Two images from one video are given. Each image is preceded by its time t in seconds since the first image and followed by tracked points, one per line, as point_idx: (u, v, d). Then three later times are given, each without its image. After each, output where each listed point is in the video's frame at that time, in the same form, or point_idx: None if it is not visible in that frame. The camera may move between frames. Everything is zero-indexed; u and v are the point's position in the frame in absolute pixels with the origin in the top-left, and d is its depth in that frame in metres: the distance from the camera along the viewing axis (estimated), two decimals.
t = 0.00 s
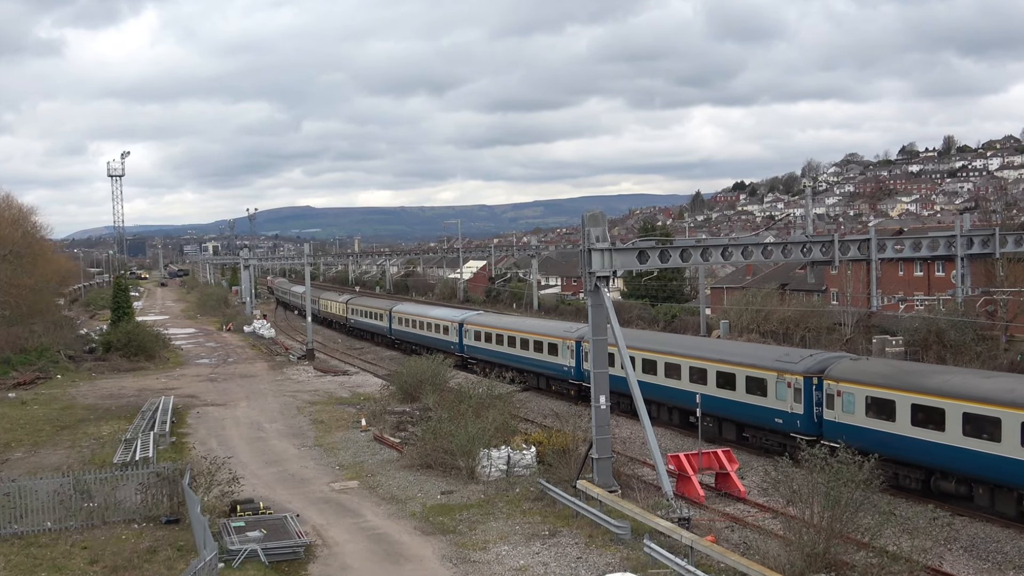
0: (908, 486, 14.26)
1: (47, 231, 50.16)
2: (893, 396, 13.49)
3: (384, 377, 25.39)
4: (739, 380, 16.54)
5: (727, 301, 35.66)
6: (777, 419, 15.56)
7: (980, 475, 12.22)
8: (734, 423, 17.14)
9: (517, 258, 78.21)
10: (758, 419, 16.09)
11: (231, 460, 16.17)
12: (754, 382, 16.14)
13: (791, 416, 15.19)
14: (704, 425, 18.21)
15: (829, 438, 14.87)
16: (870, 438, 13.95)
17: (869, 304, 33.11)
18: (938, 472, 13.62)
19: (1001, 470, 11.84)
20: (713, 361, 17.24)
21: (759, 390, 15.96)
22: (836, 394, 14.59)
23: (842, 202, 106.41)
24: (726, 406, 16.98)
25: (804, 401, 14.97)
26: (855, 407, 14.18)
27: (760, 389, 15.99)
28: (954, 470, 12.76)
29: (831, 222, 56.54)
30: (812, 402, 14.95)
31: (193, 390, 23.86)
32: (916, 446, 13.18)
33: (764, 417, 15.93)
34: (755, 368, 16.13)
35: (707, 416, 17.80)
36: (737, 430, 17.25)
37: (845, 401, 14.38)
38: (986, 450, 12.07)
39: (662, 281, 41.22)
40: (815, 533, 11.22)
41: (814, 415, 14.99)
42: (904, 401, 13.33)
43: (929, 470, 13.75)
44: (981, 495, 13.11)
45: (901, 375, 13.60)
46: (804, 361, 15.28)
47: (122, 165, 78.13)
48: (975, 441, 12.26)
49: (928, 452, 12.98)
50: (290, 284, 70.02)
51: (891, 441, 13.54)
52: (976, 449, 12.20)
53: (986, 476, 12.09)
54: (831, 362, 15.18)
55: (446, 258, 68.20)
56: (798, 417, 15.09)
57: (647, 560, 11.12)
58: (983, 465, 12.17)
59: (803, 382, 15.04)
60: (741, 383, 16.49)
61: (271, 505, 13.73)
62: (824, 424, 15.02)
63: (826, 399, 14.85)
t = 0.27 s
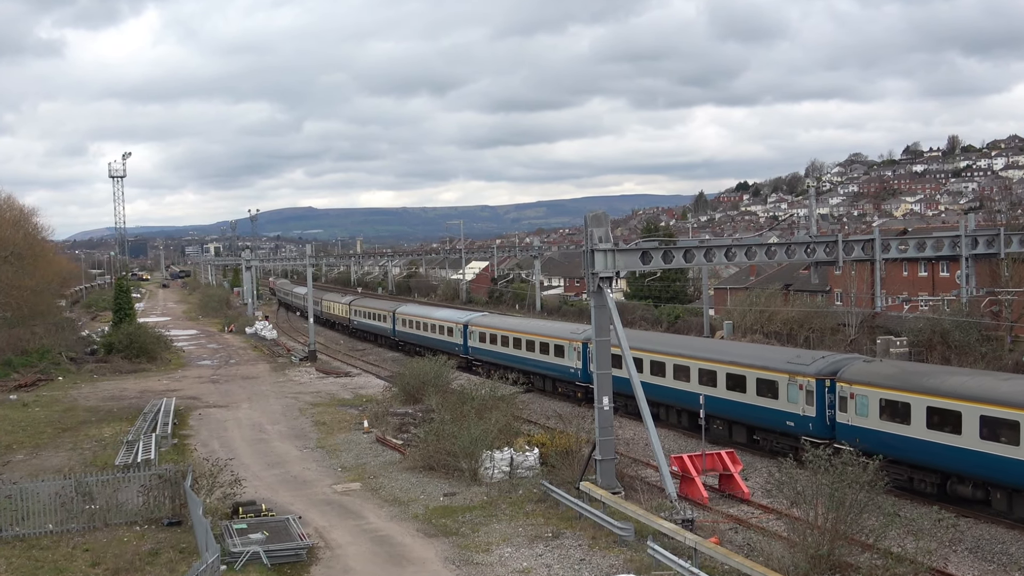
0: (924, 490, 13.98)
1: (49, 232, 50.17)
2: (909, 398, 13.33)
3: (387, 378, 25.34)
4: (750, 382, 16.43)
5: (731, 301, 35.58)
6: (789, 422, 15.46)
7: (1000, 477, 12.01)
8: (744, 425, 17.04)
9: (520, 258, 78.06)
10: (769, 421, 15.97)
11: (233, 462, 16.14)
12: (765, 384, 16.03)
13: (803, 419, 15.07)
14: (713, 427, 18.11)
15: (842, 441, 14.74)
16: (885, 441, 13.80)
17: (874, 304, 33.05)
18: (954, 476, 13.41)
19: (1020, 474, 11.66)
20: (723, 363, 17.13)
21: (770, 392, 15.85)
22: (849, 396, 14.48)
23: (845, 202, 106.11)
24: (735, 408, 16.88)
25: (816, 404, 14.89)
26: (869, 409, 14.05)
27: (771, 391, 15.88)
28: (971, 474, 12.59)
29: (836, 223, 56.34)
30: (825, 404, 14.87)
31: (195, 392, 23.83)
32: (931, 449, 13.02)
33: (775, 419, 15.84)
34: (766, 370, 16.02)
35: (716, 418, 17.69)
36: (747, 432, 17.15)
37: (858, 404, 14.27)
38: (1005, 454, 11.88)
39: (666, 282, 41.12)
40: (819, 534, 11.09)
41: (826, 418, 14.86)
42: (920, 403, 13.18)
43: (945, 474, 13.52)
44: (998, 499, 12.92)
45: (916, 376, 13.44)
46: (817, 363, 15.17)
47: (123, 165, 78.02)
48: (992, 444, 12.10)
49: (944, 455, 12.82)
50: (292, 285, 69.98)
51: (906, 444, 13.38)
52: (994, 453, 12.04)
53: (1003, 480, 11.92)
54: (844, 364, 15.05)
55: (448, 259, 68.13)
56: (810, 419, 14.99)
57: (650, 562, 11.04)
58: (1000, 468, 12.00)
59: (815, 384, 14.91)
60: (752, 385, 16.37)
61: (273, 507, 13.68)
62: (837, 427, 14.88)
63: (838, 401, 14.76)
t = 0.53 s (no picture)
0: (936, 494, 13.91)
1: (50, 233, 50.27)
2: (921, 401, 13.25)
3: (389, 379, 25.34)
4: (758, 384, 16.36)
5: (733, 302, 35.55)
6: (798, 424, 15.37)
7: (1015, 482, 11.87)
8: (753, 428, 16.99)
9: (522, 259, 78.04)
10: (778, 423, 15.91)
11: (235, 462, 16.17)
12: (774, 386, 15.96)
13: (812, 421, 15.00)
14: (721, 430, 18.06)
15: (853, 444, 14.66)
16: (896, 444, 13.70)
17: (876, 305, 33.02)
18: (967, 480, 13.26)
19: None
20: (731, 364, 17.08)
21: (778, 394, 15.79)
22: (859, 398, 14.39)
23: (848, 202, 105.92)
24: (744, 410, 16.81)
25: (826, 406, 14.76)
26: (879, 412, 13.96)
27: (780, 394, 15.81)
28: (984, 477, 12.48)
29: (840, 223, 56.31)
30: (834, 406, 14.72)
31: (197, 392, 23.86)
32: (943, 452, 12.94)
33: (783, 421, 15.78)
34: (775, 372, 15.95)
35: (724, 420, 17.66)
36: (756, 435, 17.10)
37: (869, 406, 14.18)
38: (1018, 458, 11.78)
39: (667, 282, 41.09)
40: (821, 536, 11.06)
41: (836, 420, 14.79)
42: (932, 406, 13.10)
43: (958, 478, 13.39)
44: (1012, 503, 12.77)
45: (928, 379, 13.34)
46: (827, 365, 15.03)
47: (125, 165, 78.04)
48: (1005, 448, 11.99)
49: (956, 458, 12.74)
50: (294, 286, 70.04)
51: (917, 447, 13.31)
52: (1006, 456, 11.94)
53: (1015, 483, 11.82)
54: (855, 365, 14.92)
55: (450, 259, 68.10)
56: (820, 421, 14.90)
57: (652, 564, 10.98)
58: (1013, 472, 11.89)
59: (825, 386, 14.82)
60: (760, 387, 16.32)
61: (275, 507, 13.69)
62: (848, 429, 14.79)
63: (849, 404, 14.66)
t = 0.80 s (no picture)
0: (948, 497, 13.81)
1: (52, 234, 50.34)
2: (933, 403, 13.19)
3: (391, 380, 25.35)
4: (767, 386, 16.33)
5: (735, 302, 35.53)
6: (807, 426, 15.34)
7: None
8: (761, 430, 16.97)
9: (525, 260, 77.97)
10: (786, 425, 15.88)
11: (237, 463, 16.18)
12: (783, 388, 15.93)
13: (822, 423, 14.95)
14: (728, 432, 18.06)
15: (862, 446, 14.60)
16: (908, 446, 13.61)
17: (878, 306, 33.02)
18: (981, 483, 13.13)
19: None
20: (739, 366, 17.07)
21: (787, 396, 15.77)
22: (869, 401, 14.33)
23: (851, 203, 105.82)
24: (753, 412, 16.78)
25: (835, 408, 14.72)
26: (890, 414, 13.89)
27: (789, 396, 15.77)
28: (997, 481, 12.37)
29: (843, 224, 56.25)
30: (845, 408, 14.67)
31: (199, 393, 23.88)
32: (956, 455, 12.85)
33: (792, 423, 15.74)
34: (784, 373, 15.91)
35: (732, 422, 17.67)
36: (764, 437, 17.09)
37: (879, 409, 14.07)
38: None
39: (669, 283, 41.06)
40: (823, 536, 11.06)
41: (846, 422, 14.75)
42: (945, 408, 13.02)
43: (971, 481, 13.27)
44: None
45: (941, 381, 13.26)
46: (836, 366, 15.00)
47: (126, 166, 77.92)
48: (1019, 451, 11.88)
49: (969, 461, 12.66)
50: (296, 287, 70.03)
51: (929, 450, 13.23)
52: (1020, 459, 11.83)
53: None
54: (865, 367, 14.87)
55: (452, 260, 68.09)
56: (829, 423, 14.84)
57: (654, 564, 10.96)
58: None
59: (835, 388, 14.77)
60: (768, 389, 16.30)
61: (278, 508, 13.68)
62: (857, 432, 14.73)
63: (859, 406, 14.59)
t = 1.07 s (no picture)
0: (960, 502, 13.64)
1: (54, 234, 50.38)
2: (945, 407, 13.12)
3: (393, 381, 25.36)
4: (776, 389, 16.34)
5: (737, 304, 35.51)
6: (817, 430, 15.35)
7: None
8: (769, 433, 16.97)
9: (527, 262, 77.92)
10: (795, 428, 15.88)
11: (239, 464, 16.18)
12: (791, 390, 15.94)
13: (832, 426, 14.96)
14: (736, 435, 18.07)
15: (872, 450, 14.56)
16: (919, 450, 13.55)
17: (880, 307, 33.01)
18: (993, 488, 12.96)
19: None
20: (747, 368, 17.08)
21: (797, 399, 15.77)
22: (881, 404, 14.28)
23: (853, 204, 105.67)
24: (761, 414, 16.77)
25: (846, 411, 14.73)
26: (901, 417, 13.84)
27: (798, 399, 15.79)
28: (1011, 485, 12.28)
29: (846, 225, 56.17)
30: (855, 412, 14.69)
31: (201, 394, 23.89)
32: (967, 459, 12.80)
33: (801, 427, 15.74)
34: (793, 376, 15.92)
35: (740, 425, 17.68)
36: (772, 440, 17.08)
37: (890, 412, 14.05)
38: None
39: (671, 285, 41.01)
40: (825, 538, 11.03)
41: (857, 426, 14.75)
42: (957, 411, 12.95)
43: (984, 485, 13.10)
44: None
45: (953, 385, 13.18)
46: (846, 369, 15.00)
47: (127, 166, 78.01)
48: None
49: (981, 465, 12.59)
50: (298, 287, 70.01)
51: (940, 454, 13.19)
52: None
53: None
54: (875, 370, 14.87)
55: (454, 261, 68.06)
56: (839, 427, 14.86)
57: (655, 565, 10.93)
58: None
59: (844, 391, 14.77)
60: (777, 392, 16.31)
61: (279, 509, 13.68)
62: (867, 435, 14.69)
63: (869, 409, 14.57)
